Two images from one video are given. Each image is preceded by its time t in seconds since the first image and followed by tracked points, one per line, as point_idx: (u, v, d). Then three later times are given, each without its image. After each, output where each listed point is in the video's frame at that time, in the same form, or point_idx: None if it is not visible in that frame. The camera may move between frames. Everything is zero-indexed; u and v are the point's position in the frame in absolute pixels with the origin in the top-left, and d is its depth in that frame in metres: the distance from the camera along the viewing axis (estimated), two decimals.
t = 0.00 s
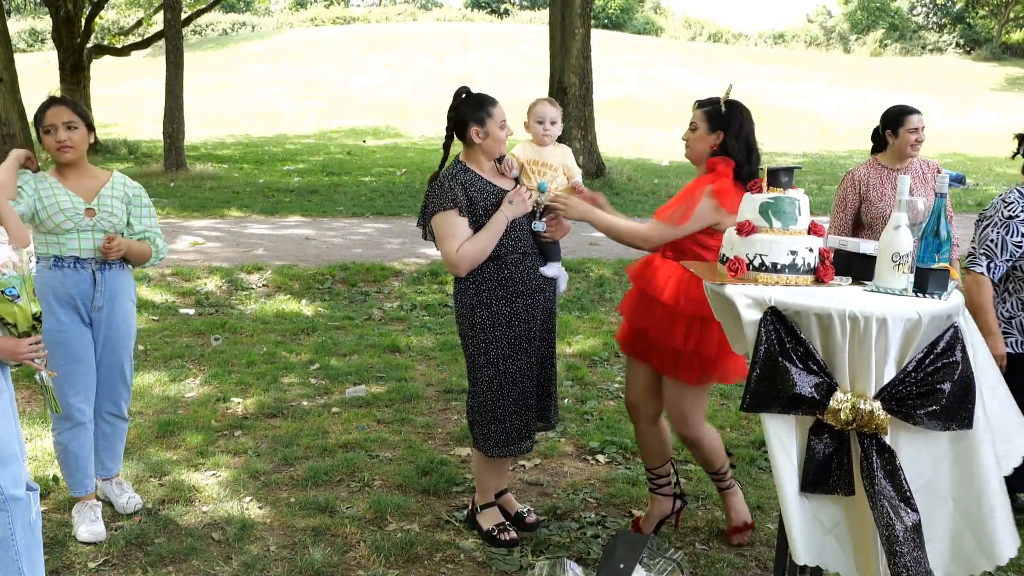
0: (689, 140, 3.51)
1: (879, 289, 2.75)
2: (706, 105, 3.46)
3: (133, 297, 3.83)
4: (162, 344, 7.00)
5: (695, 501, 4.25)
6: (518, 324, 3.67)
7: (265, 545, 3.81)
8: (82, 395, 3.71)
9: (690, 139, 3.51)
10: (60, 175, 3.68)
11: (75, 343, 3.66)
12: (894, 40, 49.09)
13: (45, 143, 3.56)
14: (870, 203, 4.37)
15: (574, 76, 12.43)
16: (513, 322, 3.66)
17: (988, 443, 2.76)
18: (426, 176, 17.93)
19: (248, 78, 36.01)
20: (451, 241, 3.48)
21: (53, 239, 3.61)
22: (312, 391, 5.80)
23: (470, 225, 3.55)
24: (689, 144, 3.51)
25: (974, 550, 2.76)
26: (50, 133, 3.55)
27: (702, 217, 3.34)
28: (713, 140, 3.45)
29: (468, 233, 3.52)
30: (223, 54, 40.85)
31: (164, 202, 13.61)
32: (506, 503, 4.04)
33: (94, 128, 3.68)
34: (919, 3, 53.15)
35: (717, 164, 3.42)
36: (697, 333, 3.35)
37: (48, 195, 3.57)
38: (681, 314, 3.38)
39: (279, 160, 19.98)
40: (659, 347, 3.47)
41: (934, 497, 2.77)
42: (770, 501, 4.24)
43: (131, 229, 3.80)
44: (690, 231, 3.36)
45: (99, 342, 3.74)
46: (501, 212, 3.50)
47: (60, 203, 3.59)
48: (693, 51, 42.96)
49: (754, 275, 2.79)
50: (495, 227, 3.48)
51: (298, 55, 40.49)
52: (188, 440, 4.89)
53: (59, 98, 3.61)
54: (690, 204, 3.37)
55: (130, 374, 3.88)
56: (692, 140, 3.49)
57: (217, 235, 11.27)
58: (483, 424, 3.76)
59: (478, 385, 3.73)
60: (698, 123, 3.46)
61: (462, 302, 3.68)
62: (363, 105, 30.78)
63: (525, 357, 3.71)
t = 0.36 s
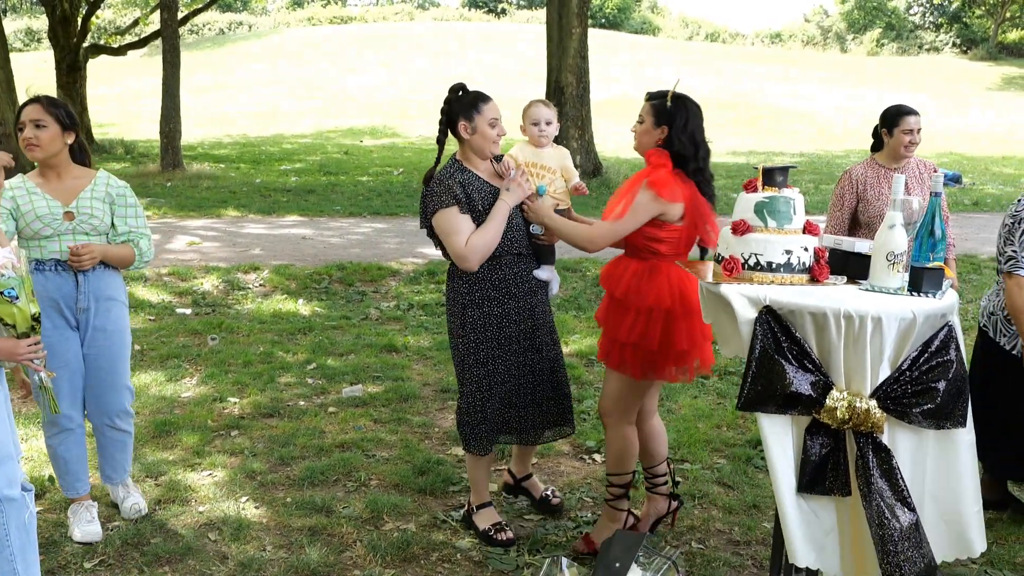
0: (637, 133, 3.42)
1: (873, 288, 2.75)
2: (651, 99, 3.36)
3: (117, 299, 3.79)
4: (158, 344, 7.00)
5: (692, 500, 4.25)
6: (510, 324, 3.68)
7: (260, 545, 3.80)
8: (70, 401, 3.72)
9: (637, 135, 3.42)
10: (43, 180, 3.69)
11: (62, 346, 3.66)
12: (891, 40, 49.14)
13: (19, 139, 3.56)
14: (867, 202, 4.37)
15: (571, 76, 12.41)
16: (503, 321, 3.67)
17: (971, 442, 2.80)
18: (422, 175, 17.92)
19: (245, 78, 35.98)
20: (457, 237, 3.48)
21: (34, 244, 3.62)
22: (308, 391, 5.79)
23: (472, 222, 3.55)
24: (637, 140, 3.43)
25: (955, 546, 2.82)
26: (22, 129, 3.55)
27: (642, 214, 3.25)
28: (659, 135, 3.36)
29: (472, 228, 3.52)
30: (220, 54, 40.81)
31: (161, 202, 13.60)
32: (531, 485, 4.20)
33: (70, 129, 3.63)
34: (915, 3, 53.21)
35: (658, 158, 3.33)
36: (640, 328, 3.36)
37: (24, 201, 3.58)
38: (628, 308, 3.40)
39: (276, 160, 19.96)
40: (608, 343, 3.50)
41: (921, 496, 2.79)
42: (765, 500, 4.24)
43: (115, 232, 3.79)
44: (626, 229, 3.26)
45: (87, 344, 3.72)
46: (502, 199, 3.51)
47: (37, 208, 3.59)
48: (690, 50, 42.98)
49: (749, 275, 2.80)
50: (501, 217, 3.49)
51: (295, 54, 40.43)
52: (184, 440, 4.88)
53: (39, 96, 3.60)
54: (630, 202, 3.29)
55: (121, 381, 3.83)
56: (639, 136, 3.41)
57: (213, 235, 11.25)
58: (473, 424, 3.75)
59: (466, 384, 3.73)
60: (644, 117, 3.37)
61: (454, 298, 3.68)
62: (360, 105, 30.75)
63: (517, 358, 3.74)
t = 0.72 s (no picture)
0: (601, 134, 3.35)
1: (868, 284, 2.74)
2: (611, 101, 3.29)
3: (109, 300, 3.73)
4: (152, 341, 6.98)
5: (687, 498, 4.24)
6: (509, 319, 3.67)
7: (254, 543, 3.78)
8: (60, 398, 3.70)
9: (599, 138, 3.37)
10: (43, 175, 3.69)
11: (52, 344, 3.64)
12: (886, 37, 49.17)
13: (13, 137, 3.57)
14: (863, 199, 4.37)
15: (567, 73, 12.37)
16: (500, 316, 3.66)
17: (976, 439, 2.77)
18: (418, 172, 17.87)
19: (239, 75, 35.86)
20: (451, 232, 3.51)
21: (26, 237, 3.63)
22: (303, 389, 5.77)
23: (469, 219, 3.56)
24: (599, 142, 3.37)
25: (962, 547, 2.77)
26: (16, 127, 3.55)
27: (592, 217, 3.14)
28: (619, 137, 3.28)
29: (467, 225, 3.52)
30: (214, 51, 40.68)
31: (155, 199, 13.55)
32: (532, 485, 4.22)
33: (62, 126, 3.61)
34: None
35: (612, 159, 3.25)
36: (607, 330, 3.31)
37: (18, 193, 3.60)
38: (594, 312, 3.36)
39: (271, 157, 19.90)
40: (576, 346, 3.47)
41: (926, 497, 2.75)
42: (761, 497, 4.23)
43: (110, 230, 3.74)
44: (580, 234, 3.16)
45: (77, 343, 3.69)
46: (498, 197, 3.49)
47: (29, 200, 3.60)
48: (686, 47, 42.97)
49: (745, 272, 2.79)
50: (496, 214, 3.46)
51: (290, 51, 40.34)
52: (178, 438, 4.86)
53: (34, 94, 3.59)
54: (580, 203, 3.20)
55: (111, 381, 3.78)
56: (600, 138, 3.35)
57: (207, 232, 11.21)
58: (470, 416, 3.78)
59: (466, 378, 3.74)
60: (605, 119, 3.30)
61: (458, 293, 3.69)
62: (355, 102, 30.68)
63: (514, 354, 3.72)
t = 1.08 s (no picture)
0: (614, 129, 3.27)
1: (869, 283, 2.73)
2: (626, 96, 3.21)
3: (107, 300, 3.70)
4: (148, 340, 6.95)
5: (685, 497, 4.23)
6: (504, 315, 3.68)
7: (250, 543, 3.77)
8: (57, 398, 3.69)
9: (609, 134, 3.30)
10: (48, 173, 3.69)
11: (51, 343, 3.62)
12: (882, 36, 49.24)
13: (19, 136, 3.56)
14: (862, 198, 4.36)
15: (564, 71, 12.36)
16: (496, 311, 3.67)
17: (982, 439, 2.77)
18: (415, 170, 17.84)
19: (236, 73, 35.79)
20: (454, 222, 3.54)
21: (27, 235, 3.64)
22: (299, 387, 5.74)
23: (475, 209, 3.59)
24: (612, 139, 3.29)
25: (972, 548, 2.75)
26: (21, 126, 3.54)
27: (611, 218, 3.09)
28: (638, 138, 3.23)
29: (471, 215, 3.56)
30: (211, 49, 40.59)
31: (151, 197, 13.50)
32: (530, 484, 4.20)
33: (67, 125, 3.60)
34: None
35: (628, 159, 3.18)
36: (610, 327, 3.28)
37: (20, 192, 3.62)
38: (594, 309, 3.32)
39: (268, 155, 19.86)
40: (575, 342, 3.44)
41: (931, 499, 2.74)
42: (759, 497, 4.23)
43: (111, 229, 3.71)
44: (602, 238, 3.14)
45: (75, 342, 3.67)
46: (503, 195, 3.48)
47: (30, 198, 3.61)
48: (682, 46, 43.00)
49: (745, 270, 2.78)
50: (495, 210, 3.47)
51: (287, 49, 40.24)
52: (174, 437, 4.84)
53: (40, 91, 3.58)
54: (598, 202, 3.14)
55: (107, 380, 3.75)
56: (617, 135, 3.26)
57: (204, 230, 11.18)
58: (466, 406, 3.82)
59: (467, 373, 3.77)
60: (624, 116, 3.21)
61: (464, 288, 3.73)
62: (352, 100, 30.61)
63: (510, 350, 3.72)
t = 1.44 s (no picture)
0: (649, 138, 3.17)
1: (870, 293, 2.68)
2: (671, 101, 3.11)
3: (100, 306, 3.63)
4: (142, 344, 6.88)
5: (683, 505, 4.18)
6: (503, 317, 3.63)
7: (242, 555, 3.71)
8: (49, 408, 3.63)
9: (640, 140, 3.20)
10: (40, 179, 3.62)
11: (40, 352, 3.56)
12: (880, 35, 49.20)
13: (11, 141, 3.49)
14: (866, 202, 4.30)
15: (561, 71, 12.31)
16: (495, 313, 3.63)
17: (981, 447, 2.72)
18: (412, 169, 17.78)
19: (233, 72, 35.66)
20: (474, 218, 3.49)
21: (20, 242, 3.58)
22: (293, 393, 5.68)
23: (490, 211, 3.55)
24: (646, 143, 3.18)
25: (967, 554, 2.72)
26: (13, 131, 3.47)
27: (645, 219, 3.00)
28: (676, 149, 3.16)
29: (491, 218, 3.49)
30: (208, 48, 40.47)
31: (146, 197, 13.43)
32: (525, 494, 4.15)
33: (60, 128, 3.56)
34: None
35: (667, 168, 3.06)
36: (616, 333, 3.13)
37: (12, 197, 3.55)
38: (602, 314, 3.16)
39: (264, 155, 19.78)
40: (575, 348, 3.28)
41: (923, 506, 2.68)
42: (758, 506, 4.17)
43: (104, 236, 3.66)
44: (631, 234, 3.02)
45: (67, 351, 3.61)
46: (534, 202, 3.36)
47: (22, 204, 3.55)
48: (680, 44, 42.96)
49: (743, 280, 2.72)
50: (521, 213, 3.38)
51: (284, 48, 40.15)
52: (166, 445, 4.78)
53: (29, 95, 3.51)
54: (629, 200, 3.02)
55: (99, 388, 3.68)
56: (655, 142, 3.15)
57: (199, 231, 11.11)
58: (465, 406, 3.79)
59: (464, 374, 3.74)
60: (668, 125, 3.10)
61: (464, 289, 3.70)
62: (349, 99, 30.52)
63: (508, 355, 3.67)
